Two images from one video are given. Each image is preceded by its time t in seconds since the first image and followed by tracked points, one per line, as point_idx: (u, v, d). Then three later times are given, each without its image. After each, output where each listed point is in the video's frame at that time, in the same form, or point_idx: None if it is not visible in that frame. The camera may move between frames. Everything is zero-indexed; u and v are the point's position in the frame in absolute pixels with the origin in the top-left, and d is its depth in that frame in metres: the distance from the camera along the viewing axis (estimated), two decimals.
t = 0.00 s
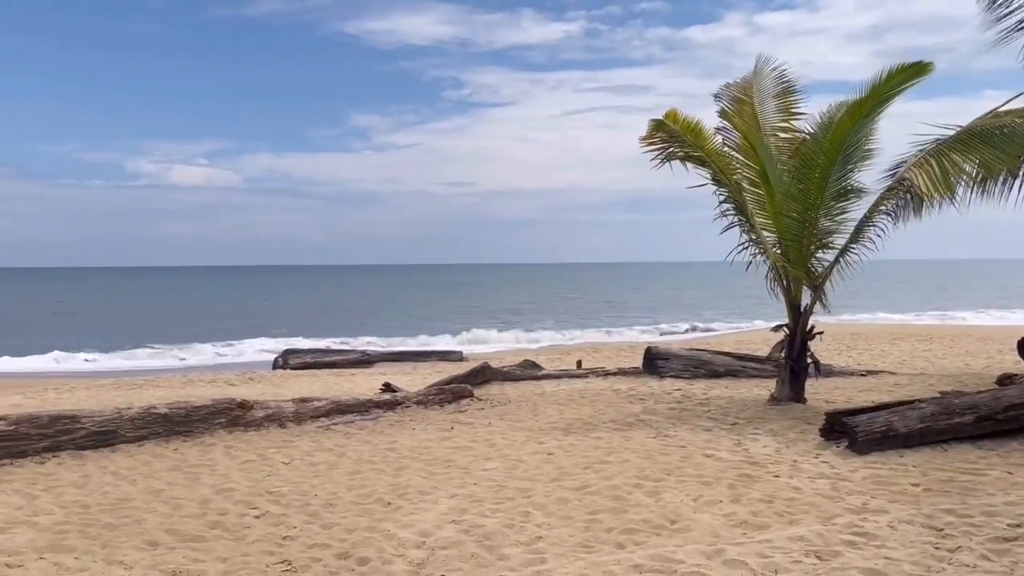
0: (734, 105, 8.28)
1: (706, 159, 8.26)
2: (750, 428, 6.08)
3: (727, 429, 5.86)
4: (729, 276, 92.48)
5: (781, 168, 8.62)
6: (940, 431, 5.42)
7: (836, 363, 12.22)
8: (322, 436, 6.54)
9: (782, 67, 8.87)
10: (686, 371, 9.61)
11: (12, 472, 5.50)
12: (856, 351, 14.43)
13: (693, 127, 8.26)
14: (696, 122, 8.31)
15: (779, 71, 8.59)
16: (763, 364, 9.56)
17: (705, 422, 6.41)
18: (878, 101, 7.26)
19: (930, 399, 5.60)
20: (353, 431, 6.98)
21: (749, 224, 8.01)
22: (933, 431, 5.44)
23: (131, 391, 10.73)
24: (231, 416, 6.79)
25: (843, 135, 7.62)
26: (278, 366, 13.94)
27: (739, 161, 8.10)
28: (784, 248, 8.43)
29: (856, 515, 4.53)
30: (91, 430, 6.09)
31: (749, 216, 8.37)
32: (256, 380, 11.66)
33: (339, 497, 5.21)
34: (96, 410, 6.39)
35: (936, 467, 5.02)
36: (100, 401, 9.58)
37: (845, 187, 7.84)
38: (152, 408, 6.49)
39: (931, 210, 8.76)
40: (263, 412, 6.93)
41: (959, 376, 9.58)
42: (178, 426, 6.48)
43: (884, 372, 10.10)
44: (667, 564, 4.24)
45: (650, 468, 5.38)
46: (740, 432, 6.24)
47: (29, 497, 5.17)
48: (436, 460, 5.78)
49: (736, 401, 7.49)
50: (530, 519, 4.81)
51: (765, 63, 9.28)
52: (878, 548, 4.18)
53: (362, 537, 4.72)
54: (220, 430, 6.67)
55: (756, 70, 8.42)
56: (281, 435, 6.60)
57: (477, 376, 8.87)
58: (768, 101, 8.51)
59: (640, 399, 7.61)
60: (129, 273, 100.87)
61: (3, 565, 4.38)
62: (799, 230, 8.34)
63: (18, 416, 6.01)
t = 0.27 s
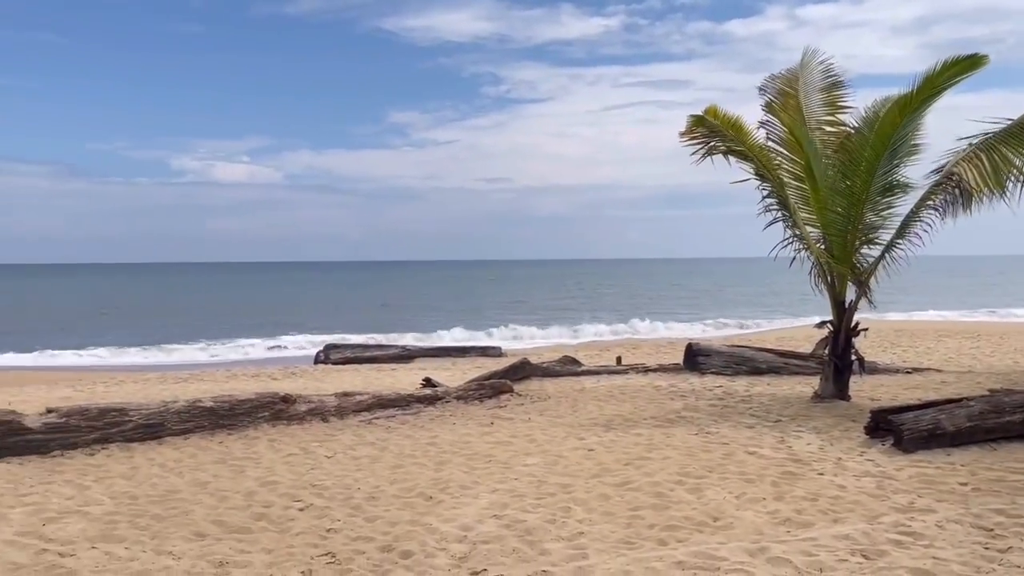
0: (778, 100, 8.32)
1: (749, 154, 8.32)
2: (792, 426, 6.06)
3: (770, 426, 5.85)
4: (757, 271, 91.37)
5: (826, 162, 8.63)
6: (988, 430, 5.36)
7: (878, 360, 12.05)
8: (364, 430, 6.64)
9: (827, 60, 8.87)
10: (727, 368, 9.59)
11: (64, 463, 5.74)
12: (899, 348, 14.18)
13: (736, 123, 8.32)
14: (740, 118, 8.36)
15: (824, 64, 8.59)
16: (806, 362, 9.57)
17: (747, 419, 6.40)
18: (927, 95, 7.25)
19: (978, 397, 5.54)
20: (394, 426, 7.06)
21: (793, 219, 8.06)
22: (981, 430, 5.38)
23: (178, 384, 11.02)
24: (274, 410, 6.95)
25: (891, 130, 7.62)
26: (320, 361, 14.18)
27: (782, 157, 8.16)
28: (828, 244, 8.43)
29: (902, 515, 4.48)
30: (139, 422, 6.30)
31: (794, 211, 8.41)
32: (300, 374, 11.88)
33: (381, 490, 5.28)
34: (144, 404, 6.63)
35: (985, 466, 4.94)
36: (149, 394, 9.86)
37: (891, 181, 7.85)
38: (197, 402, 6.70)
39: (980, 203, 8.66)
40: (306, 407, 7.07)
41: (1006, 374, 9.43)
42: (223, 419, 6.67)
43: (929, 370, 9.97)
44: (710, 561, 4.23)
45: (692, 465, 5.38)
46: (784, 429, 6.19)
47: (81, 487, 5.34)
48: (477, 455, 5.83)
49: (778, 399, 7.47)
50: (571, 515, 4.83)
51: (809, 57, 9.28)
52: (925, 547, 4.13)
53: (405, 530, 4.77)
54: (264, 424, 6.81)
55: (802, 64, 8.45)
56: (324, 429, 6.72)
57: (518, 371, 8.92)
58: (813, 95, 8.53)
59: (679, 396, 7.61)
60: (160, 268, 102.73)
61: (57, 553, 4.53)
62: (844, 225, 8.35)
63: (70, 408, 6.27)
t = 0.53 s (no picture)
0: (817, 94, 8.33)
1: (788, 149, 8.34)
2: (832, 424, 6.03)
3: (809, 424, 5.82)
4: (781, 267, 90.29)
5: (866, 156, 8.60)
6: None
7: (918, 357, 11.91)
8: (401, 425, 6.70)
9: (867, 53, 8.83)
10: (765, 365, 9.56)
11: (109, 455, 5.88)
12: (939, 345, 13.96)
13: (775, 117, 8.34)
14: (779, 112, 8.38)
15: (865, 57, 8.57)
16: (845, 359, 9.53)
17: (785, 417, 6.38)
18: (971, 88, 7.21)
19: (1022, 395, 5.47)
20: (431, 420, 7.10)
21: (832, 214, 8.06)
22: None
23: (217, 378, 11.21)
24: (313, 405, 7.04)
25: (934, 123, 7.58)
26: (357, 356, 14.34)
27: (822, 150, 8.21)
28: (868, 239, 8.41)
29: (946, 513, 4.43)
30: (180, 416, 6.43)
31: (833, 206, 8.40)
32: (337, 369, 12.02)
33: (418, 485, 5.33)
34: (184, 398, 6.76)
35: None
36: (190, 388, 10.04)
37: (933, 176, 7.80)
38: (236, 397, 6.81)
39: None
40: (344, 401, 7.15)
41: None
42: (262, 414, 6.77)
43: (969, 367, 9.84)
44: (749, 558, 4.21)
45: (730, 461, 5.37)
46: (823, 426, 6.14)
47: (125, 479, 5.45)
48: (513, 450, 5.86)
49: (816, 396, 7.44)
50: (608, 511, 4.83)
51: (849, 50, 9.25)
52: (970, 546, 4.07)
53: (443, 525, 4.81)
54: (303, 418, 6.91)
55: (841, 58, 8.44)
56: (361, 423, 6.79)
57: (553, 366, 8.95)
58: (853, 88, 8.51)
59: (715, 393, 7.60)
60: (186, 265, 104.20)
61: (103, 544, 4.63)
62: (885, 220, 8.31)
63: (114, 402, 6.42)
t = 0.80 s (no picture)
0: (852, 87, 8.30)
1: (822, 142, 8.33)
2: (867, 421, 5.98)
3: (844, 421, 5.78)
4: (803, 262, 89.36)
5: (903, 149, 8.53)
6: None
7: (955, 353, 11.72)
8: (433, 420, 6.74)
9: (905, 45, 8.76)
10: (798, 361, 9.50)
11: (146, 448, 5.98)
12: (975, 341, 13.72)
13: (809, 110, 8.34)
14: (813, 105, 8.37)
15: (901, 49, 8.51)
16: (881, 355, 9.42)
17: (820, 414, 6.34)
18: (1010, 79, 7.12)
19: None
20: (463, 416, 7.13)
21: (867, 208, 8.02)
22: None
23: (250, 374, 11.35)
24: (346, 400, 7.09)
25: (971, 115, 7.51)
26: (388, 351, 14.45)
27: (857, 143, 8.14)
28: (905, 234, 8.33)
29: (985, 512, 4.37)
30: (215, 410, 6.53)
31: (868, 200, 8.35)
32: (368, 364, 12.10)
33: (450, 479, 5.37)
34: (219, 393, 6.86)
35: None
36: (224, 383, 10.17)
37: (971, 169, 7.71)
38: (270, 392, 6.89)
39: None
40: (376, 396, 7.19)
41: None
42: (295, 408, 6.84)
43: (1007, 363, 9.69)
44: (784, 555, 4.18)
45: (764, 458, 5.35)
46: (858, 423, 6.09)
47: (162, 473, 5.54)
48: (545, 446, 5.88)
49: (851, 392, 7.38)
50: (641, 507, 4.83)
51: (886, 43, 9.18)
52: (1011, 546, 4.01)
53: (475, 520, 4.83)
54: (337, 413, 6.97)
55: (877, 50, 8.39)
56: (394, 418, 6.83)
57: (584, 362, 8.94)
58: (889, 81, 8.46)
59: (748, 389, 7.56)
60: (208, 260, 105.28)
61: (142, 536, 4.70)
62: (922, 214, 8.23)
63: (151, 396, 6.54)
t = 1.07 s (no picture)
0: (884, 79, 8.26)
1: (854, 135, 8.29)
2: (900, 417, 5.95)
3: (877, 416, 5.76)
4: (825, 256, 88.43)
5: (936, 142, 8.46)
6: None
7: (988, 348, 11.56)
8: (462, 415, 6.78)
9: (939, 36, 8.68)
10: (829, 356, 9.45)
11: (180, 442, 6.07)
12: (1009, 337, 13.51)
13: (841, 103, 8.33)
14: (845, 98, 8.35)
15: (934, 41, 8.43)
16: (914, 350, 9.34)
17: (852, 409, 6.31)
18: None
19: None
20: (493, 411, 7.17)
21: (899, 201, 7.97)
22: None
23: (280, 368, 11.47)
24: (376, 394, 7.15)
25: (1007, 106, 7.43)
26: (418, 346, 14.55)
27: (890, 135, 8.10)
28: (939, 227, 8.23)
29: (1022, 508, 4.32)
30: (248, 405, 6.62)
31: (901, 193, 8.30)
32: (397, 359, 12.19)
33: (480, 474, 5.40)
34: (251, 388, 6.94)
35: None
36: (255, 377, 10.30)
37: (1007, 161, 7.63)
38: (301, 386, 6.96)
39: None
40: (406, 391, 7.24)
41: None
42: (326, 403, 6.91)
43: None
44: (817, 551, 4.17)
45: (796, 454, 5.35)
46: (891, 419, 6.05)
47: (196, 466, 5.62)
48: (574, 441, 5.91)
49: (883, 388, 7.33)
50: (672, 502, 4.83)
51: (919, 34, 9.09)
52: None
53: (506, 514, 4.86)
54: (367, 407, 7.03)
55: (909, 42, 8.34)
56: (424, 413, 6.88)
57: (613, 357, 8.94)
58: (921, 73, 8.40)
59: (777, 384, 7.54)
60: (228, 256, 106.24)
61: (177, 529, 4.78)
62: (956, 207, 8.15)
63: (185, 391, 6.64)
